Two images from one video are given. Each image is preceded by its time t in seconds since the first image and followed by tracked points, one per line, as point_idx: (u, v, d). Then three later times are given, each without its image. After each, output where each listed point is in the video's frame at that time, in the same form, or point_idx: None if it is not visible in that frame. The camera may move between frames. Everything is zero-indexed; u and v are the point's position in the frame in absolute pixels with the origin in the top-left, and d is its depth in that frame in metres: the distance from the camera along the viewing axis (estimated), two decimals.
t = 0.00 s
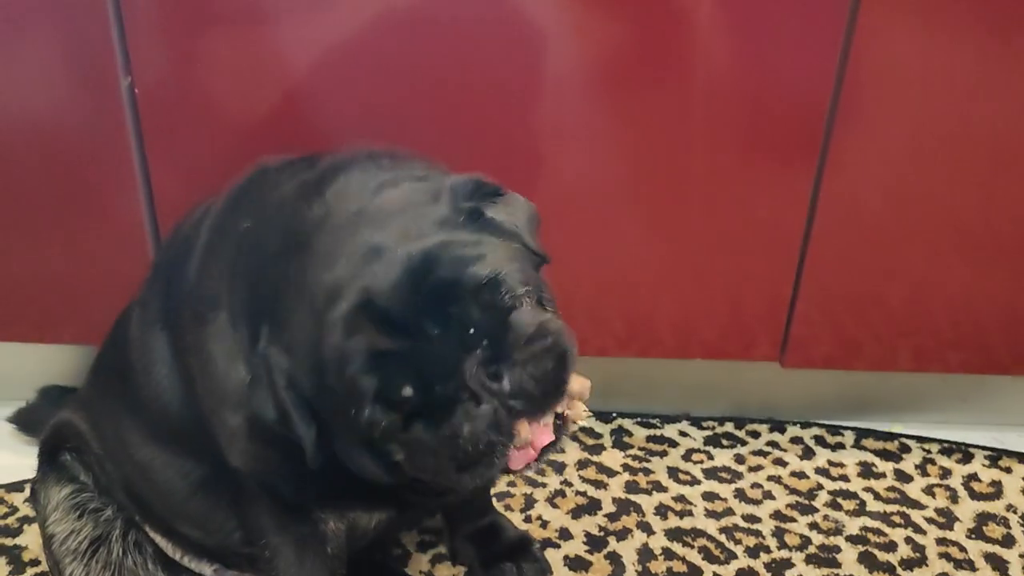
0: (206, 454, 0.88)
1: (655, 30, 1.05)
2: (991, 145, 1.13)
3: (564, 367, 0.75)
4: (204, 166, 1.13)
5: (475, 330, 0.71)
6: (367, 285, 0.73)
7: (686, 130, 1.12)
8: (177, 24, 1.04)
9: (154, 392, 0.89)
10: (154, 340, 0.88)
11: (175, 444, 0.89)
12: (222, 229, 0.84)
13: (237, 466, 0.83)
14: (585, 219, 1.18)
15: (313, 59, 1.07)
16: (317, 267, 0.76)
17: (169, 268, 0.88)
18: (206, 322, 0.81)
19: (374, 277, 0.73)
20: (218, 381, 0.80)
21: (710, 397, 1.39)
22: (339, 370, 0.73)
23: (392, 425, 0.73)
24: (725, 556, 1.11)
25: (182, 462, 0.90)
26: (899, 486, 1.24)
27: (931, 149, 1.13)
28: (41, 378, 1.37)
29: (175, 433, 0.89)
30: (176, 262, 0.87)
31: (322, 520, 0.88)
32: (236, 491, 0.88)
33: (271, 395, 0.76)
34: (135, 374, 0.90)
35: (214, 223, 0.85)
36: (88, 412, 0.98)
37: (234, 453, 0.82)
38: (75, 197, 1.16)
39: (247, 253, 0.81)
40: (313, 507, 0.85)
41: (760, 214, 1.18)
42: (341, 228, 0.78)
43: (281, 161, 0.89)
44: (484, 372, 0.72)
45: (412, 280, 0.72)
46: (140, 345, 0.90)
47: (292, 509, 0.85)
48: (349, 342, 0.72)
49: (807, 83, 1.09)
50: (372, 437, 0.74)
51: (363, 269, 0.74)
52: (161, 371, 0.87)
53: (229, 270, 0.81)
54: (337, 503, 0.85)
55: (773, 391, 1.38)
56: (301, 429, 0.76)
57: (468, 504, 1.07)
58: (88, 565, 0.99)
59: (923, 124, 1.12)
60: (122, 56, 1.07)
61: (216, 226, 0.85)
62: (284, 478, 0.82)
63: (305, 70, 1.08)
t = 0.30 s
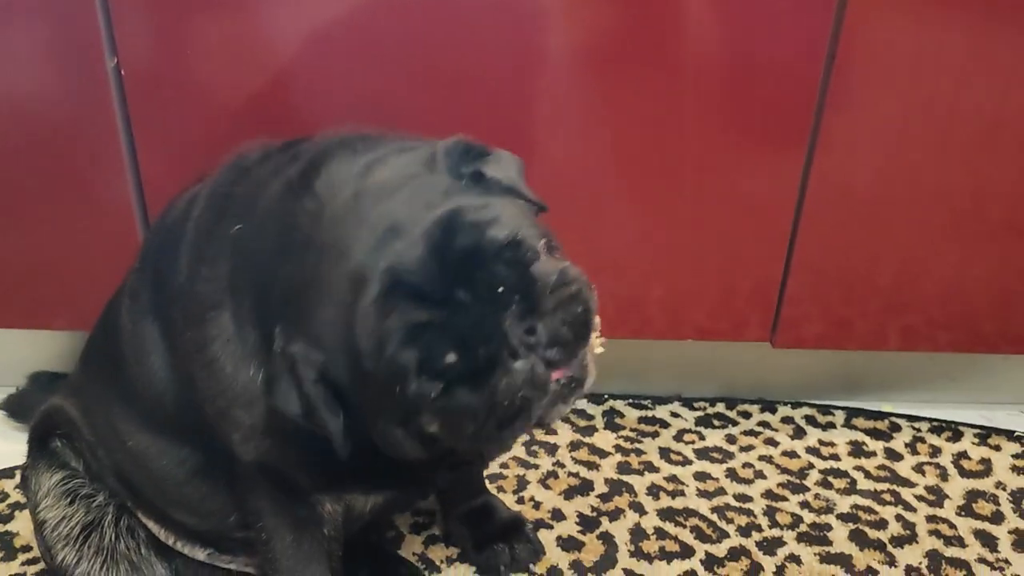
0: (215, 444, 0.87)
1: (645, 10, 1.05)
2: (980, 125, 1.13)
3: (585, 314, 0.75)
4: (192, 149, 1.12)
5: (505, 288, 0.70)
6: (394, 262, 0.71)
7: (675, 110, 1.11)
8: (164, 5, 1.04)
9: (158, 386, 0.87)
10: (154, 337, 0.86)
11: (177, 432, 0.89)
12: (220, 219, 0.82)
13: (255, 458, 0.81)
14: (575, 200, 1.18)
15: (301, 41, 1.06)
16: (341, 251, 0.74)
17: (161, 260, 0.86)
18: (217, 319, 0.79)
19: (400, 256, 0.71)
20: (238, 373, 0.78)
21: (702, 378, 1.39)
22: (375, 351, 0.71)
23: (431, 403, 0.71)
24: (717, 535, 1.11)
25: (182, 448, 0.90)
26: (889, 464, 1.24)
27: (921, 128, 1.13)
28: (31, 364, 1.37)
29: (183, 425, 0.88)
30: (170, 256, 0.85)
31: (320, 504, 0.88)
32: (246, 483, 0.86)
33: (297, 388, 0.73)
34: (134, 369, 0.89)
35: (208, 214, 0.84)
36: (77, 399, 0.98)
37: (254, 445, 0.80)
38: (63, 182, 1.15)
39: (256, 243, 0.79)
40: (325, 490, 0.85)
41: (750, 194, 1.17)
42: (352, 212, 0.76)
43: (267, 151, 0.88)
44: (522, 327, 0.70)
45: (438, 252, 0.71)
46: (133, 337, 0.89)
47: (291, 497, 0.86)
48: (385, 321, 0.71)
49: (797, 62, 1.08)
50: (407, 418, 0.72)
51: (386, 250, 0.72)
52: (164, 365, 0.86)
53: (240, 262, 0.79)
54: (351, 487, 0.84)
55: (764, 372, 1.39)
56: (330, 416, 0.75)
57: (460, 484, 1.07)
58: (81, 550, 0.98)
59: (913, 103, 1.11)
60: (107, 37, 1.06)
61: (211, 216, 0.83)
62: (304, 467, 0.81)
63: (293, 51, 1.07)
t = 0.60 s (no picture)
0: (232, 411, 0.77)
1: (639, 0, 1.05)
2: (975, 116, 1.13)
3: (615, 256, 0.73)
4: (185, 141, 1.12)
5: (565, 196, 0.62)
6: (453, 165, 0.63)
7: (670, 101, 1.11)
8: None
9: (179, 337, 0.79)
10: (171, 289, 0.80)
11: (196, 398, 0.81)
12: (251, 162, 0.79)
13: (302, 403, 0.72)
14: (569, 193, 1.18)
15: (294, 32, 1.06)
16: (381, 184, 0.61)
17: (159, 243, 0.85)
18: (241, 256, 0.70)
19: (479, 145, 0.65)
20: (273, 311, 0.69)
21: (697, 369, 1.39)
22: (474, 277, 0.60)
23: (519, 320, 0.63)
24: (711, 525, 1.12)
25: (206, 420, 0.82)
26: (883, 454, 1.25)
27: (915, 119, 1.13)
28: (24, 357, 1.37)
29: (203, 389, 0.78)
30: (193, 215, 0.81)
31: (311, 497, 0.87)
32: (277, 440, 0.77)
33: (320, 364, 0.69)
34: (159, 319, 0.83)
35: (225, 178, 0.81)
36: (73, 390, 0.97)
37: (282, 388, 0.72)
38: (56, 174, 1.14)
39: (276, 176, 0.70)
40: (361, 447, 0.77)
41: (744, 185, 1.17)
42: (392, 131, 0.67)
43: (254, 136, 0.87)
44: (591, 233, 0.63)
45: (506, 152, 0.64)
46: (125, 328, 0.89)
47: (279, 484, 0.84)
48: (449, 244, 0.60)
49: (792, 53, 1.08)
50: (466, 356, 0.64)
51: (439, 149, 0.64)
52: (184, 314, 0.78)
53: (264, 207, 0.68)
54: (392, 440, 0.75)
55: (758, 363, 1.39)
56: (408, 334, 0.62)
57: (457, 475, 1.08)
58: (78, 541, 0.98)
59: (907, 94, 1.11)
60: (98, 30, 1.06)
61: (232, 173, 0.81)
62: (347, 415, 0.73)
63: (286, 43, 1.06)
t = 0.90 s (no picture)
0: (300, 406, 0.77)
1: None
2: (974, 112, 1.13)
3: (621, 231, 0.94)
4: (182, 136, 1.12)
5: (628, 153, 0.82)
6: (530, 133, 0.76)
7: (668, 96, 1.11)
8: None
9: (226, 338, 0.76)
10: (206, 289, 0.77)
11: (240, 405, 0.79)
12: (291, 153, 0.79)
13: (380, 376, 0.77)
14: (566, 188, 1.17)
15: (290, 26, 1.05)
16: (472, 147, 0.75)
17: (160, 253, 0.82)
18: (325, 231, 0.75)
19: (514, 117, 0.78)
20: (364, 283, 0.74)
21: (694, 366, 1.39)
22: (552, 224, 0.74)
23: (579, 269, 0.76)
24: (709, 522, 1.11)
25: (252, 425, 0.80)
26: (880, 451, 1.25)
27: (913, 114, 1.13)
28: (21, 353, 1.36)
29: (258, 389, 0.77)
30: (223, 206, 0.79)
31: (313, 492, 0.88)
32: (347, 431, 0.79)
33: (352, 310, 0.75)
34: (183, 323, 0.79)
35: (248, 171, 0.81)
36: (68, 383, 0.97)
37: (360, 366, 0.77)
38: (51, 169, 1.14)
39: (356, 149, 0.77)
40: (422, 424, 0.82)
41: (741, 181, 1.17)
42: (466, 107, 0.79)
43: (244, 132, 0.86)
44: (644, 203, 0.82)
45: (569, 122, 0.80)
46: (127, 340, 0.87)
47: (291, 480, 0.85)
48: (533, 191, 0.74)
49: (791, 48, 1.08)
50: (544, 305, 0.76)
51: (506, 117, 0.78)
52: (233, 310, 0.76)
53: (342, 173, 0.76)
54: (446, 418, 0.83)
55: (756, 360, 1.39)
56: (494, 306, 0.72)
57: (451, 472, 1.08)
58: (76, 536, 0.98)
59: (905, 89, 1.11)
60: (93, 26, 1.05)
61: (262, 167, 0.80)
62: (421, 383, 0.80)
63: (283, 38, 1.06)
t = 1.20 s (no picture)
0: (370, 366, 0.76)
1: None
2: (975, 119, 1.13)
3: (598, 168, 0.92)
4: (185, 141, 1.12)
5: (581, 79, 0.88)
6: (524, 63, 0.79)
7: (668, 101, 1.11)
8: None
9: (286, 339, 0.75)
10: (253, 293, 0.75)
11: (291, 383, 0.77)
12: (313, 141, 0.76)
13: (447, 350, 0.77)
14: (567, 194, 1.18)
15: (291, 31, 1.06)
16: (491, 90, 0.75)
17: (167, 281, 0.80)
18: (379, 205, 0.73)
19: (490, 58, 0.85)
20: (440, 245, 0.73)
21: (696, 372, 1.39)
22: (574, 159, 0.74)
23: (616, 168, 0.78)
24: (710, 529, 1.11)
25: (295, 428, 0.79)
26: (883, 458, 1.24)
27: (915, 120, 1.13)
28: (26, 358, 1.37)
29: (321, 376, 0.76)
30: (243, 219, 0.76)
31: (316, 503, 0.88)
32: (390, 408, 0.79)
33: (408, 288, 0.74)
34: (202, 323, 0.78)
35: (263, 182, 0.77)
36: (69, 393, 0.97)
37: (401, 333, 0.76)
38: (54, 173, 1.15)
39: (375, 120, 0.75)
40: (482, 383, 0.82)
41: (742, 188, 1.17)
42: (443, 63, 0.80)
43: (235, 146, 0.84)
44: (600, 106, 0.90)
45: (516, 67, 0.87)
46: (129, 361, 0.87)
47: (298, 489, 0.85)
48: (563, 111, 0.75)
49: (791, 53, 1.08)
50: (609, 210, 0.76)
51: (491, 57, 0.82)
52: (296, 309, 0.75)
53: (367, 151, 0.74)
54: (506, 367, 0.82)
55: (758, 366, 1.39)
56: (576, 217, 0.73)
57: (452, 477, 1.09)
58: (76, 544, 0.98)
59: (906, 95, 1.11)
60: (97, 32, 1.06)
61: (282, 171, 0.76)
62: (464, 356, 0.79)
63: (284, 42, 1.06)
